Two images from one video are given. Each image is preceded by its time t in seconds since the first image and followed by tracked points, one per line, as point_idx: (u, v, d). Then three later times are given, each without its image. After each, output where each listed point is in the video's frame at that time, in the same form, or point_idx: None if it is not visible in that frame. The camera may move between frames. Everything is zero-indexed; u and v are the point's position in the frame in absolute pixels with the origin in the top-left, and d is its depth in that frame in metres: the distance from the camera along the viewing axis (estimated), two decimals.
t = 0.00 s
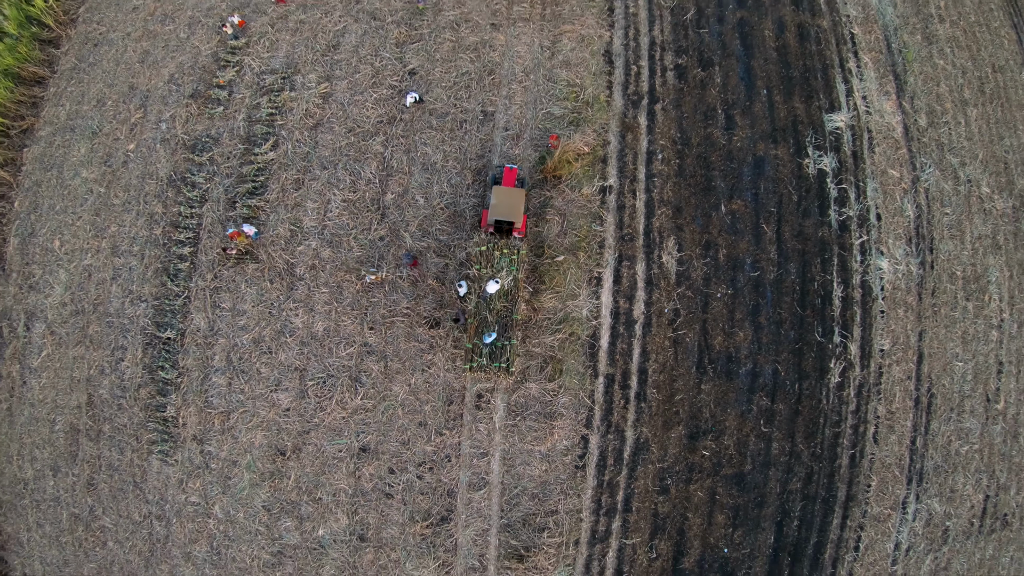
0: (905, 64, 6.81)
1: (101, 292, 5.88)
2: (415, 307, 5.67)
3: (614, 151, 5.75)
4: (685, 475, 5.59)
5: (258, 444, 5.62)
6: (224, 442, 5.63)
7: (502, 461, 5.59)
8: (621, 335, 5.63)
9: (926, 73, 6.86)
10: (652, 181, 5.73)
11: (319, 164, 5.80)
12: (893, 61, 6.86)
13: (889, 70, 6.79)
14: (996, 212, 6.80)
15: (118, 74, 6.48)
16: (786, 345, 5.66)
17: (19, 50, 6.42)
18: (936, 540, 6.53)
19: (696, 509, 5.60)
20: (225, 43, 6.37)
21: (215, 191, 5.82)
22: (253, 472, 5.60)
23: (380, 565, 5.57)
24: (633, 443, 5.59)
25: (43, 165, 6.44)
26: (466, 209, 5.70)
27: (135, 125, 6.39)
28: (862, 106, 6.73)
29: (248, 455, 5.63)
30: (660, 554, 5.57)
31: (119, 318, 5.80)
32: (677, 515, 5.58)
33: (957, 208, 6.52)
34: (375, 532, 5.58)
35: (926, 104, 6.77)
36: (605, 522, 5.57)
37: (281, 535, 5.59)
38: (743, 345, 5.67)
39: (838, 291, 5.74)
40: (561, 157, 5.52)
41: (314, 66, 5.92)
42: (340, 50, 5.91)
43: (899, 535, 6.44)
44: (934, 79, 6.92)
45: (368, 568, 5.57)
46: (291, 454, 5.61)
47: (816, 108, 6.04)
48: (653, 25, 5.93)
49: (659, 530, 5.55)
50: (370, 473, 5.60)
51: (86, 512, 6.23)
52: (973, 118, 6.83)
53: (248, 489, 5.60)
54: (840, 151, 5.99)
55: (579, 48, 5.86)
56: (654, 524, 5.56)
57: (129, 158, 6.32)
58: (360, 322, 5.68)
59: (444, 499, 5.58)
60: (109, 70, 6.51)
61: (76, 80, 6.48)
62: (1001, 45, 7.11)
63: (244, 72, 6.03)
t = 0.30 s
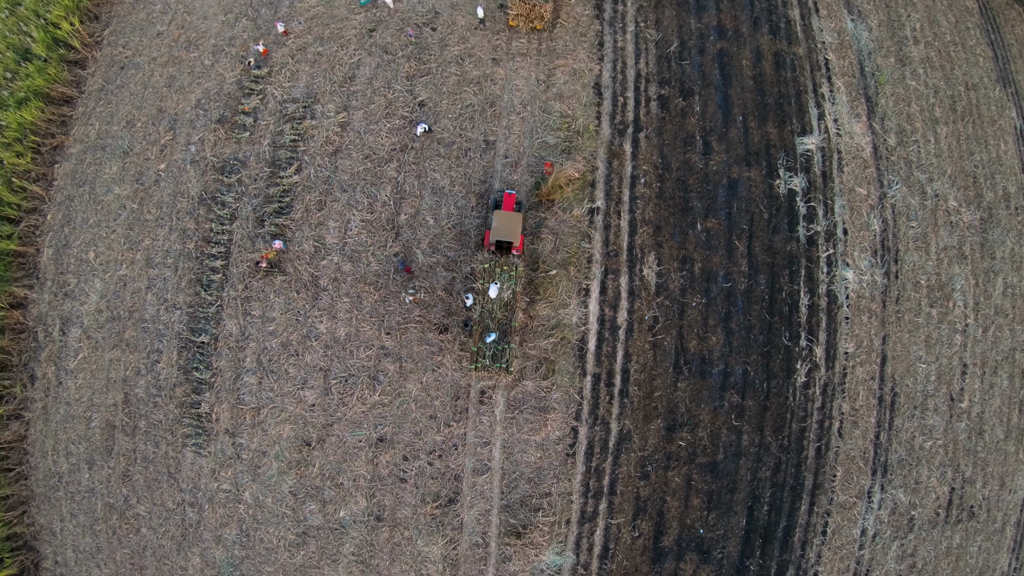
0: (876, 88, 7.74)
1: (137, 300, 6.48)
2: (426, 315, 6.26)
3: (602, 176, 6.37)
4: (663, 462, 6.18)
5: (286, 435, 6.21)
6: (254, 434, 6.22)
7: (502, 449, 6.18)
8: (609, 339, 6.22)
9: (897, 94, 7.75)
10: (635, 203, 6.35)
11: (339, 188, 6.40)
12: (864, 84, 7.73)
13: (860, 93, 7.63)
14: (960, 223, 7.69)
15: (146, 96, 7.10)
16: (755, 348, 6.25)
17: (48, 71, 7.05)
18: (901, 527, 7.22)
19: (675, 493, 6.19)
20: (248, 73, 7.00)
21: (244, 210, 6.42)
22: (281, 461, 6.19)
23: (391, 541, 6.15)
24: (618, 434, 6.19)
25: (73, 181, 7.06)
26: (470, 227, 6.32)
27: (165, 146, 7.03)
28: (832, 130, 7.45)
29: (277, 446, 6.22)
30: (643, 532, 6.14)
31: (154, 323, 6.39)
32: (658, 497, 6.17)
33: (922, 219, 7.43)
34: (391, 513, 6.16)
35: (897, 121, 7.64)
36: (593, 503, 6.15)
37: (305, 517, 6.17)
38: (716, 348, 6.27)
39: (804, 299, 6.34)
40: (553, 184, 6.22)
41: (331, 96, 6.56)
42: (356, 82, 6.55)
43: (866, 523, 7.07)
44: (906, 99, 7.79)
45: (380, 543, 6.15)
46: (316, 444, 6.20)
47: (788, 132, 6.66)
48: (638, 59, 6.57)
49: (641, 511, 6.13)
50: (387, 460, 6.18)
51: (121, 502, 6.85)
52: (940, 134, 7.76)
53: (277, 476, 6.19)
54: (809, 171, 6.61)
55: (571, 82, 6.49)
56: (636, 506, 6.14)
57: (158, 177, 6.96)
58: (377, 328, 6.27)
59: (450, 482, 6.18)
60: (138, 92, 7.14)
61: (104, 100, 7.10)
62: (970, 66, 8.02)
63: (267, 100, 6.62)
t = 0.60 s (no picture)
0: (850, 111, 9.17)
1: (169, 306, 7.16)
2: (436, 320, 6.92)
3: (592, 196, 7.10)
4: (646, 451, 6.83)
5: (310, 428, 6.84)
6: (281, 427, 6.86)
7: (502, 439, 6.80)
8: (598, 341, 6.89)
9: (870, 115, 9.33)
10: (622, 220, 7.06)
11: (357, 206, 7.09)
12: (841, 107, 9.19)
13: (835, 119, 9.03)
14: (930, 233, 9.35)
15: (171, 116, 7.85)
16: (730, 350, 6.95)
17: (76, 92, 7.74)
18: (870, 514, 7.72)
19: (657, 479, 6.87)
20: (270, 97, 7.68)
21: (270, 225, 7.10)
22: (306, 451, 6.83)
23: (401, 522, 6.79)
24: (605, 427, 6.84)
25: (103, 195, 7.72)
26: (475, 242, 7.02)
27: (193, 165, 7.69)
28: (807, 149, 7.78)
29: (302, 437, 6.86)
30: (627, 514, 6.82)
31: (187, 327, 7.05)
32: (642, 482, 6.83)
33: (896, 230, 8.41)
34: (404, 496, 6.79)
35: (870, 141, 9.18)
36: (584, 488, 6.80)
37: (325, 502, 6.80)
38: (694, 349, 6.98)
39: (775, 306, 7.09)
40: (549, 205, 6.88)
41: (349, 121, 7.27)
42: (371, 109, 7.28)
43: (834, 512, 7.56)
44: (876, 120, 9.39)
45: (389, 524, 6.78)
46: (338, 435, 6.83)
47: (764, 152, 7.51)
48: (626, 87, 7.34)
49: (627, 495, 6.80)
50: (400, 450, 6.81)
51: (153, 491, 7.49)
52: (913, 150, 9.54)
53: (301, 464, 6.83)
54: (783, 189, 7.43)
55: (564, 110, 7.24)
56: (622, 490, 6.81)
57: (184, 193, 7.60)
58: (392, 332, 6.94)
59: (458, 468, 6.81)
60: (164, 113, 7.92)
61: (132, 119, 7.84)
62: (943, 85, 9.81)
63: (289, 124, 7.35)
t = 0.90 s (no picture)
0: (824, 127, 9.98)
1: (196, 311, 8.07)
2: (440, 324, 7.71)
3: (581, 212, 7.91)
4: (628, 440, 7.66)
5: (328, 419, 7.69)
6: (301, 419, 7.71)
7: (500, 430, 7.61)
8: (587, 342, 7.70)
9: (843, 131, 10.08)
10: (608, 234, 7.89)
11: (370, 221, 7.91)
12: (816, 124, 9.95)
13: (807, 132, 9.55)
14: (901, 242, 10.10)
15: (194, 134, 9.63)
16: (706, 350, 7.79)
17: (104, 111, 9.71)
18: (839, 503, 8.33)
19: (639, 466, 7.69)
20: (287, 118, 8.37)
21: (291, 238, 7.94)
22: (324, 441, 7.67)
23: (409, 505, 7.58)
24: (593, 419, 7.66)
25: (132, 209, 9.58)
26: (476, 253, 7.82)
27: (217, 181, 8.28)
28: (780, 166, 8.45)
29: (321, 428, 7.70)
30: (612, 498, 7.60)
31: (213, 330, 7.95)
32: (626, 469, 7.64)
33: (865, 239, 9.59)
34: (412, 481, 7.60)
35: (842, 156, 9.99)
36: (573, 473, 7.60)
37: (341, 487, 7.63)
38: (672, 350, 7.82)
39: (748, 311, 7.91)
40: (541, 222, 7.73)
41: (364, 142, 8.11)
42: (382, 132, 8.10)
43: (804, 500, 8.19)
44: (850, 136, 10.14)
45: (398, 507, 7.58)
46: (354, 426, 7.66)
47: (741, 170, 8.28)
48: (614, 112, 8.17)
49: (612, 480, 7.59)
50: (409, 439, 7.64)
51: (180, 480, 7.94)
52: (883, 164, 10.26)
53: (320, 453, 7.68)
54: (757, 205, 8.20)
55: (557, 135, 8.07)
56: (607, 476, 7.60)
57: (207, 205, 8.14)
58: (402, 334, 7.74)
59: (461, 455, 7.61)
60: (189, 132, 9.68)
61: (157, 135, 9.72)
62: (919, 99, 10.68)
63: (307, 145, 8.16)
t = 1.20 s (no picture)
0: (800, 143, 10.68)
1: (219, 316, 8.76)
2: (444, 327, 8.42)
3: (572, 226, 8.67)
4: (615, 433, 8.39)
5: (342, 414, 8.40)
6: (318, 414, 8.41)
7: (499, 424, 8.30)
8: (578, 343, 8.45)
9: (819, 147, 10.80)
10: (597, 245, 8.65)
11: (380, 234, 8.65)
12: (794, 140, 10.64)
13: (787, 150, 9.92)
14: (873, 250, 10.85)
15: (214, 150, 10.32)
16: (686, 351, 8.56)
17: (128, 127, 10.46)
18: (813, 492, 9.02)
19: (625, 456, 8.43)
20: (302, 138, 9.09)
21: (308, 249, 8.66)
22: (339, 433, 8.39)
23: (415, 491, 8.30)
24: (582, 413, 8.40)
25: (156, 220, 10.28)
26: (477, 262, 8.56)
27: (237, 196, 8.96)
28: (757, 182, 9.22)
29: (336, 423, 8.41)
30: (600, 485, 8.35)
31: (236, 333, 8.66)
32: (614, 459, 8.38)
33: (838, 249, 9.57)
34: (419, 469, 8.32)
35: (818, 170, 10.55)
36: (565, 463, 8.33)
37: (354, 475, 8.36)
38: (655, 350, 8.58)
39: (726, 315, 8.71)
40: (536, 235, 8.48)
41: (374, 160, 8.84)
42: (391, 152, 8.85)
43: (781, 491, 8.84)
44: (827, 151, 10.88)
45: (405, 494, 8.31)
46: (366, 420, 8.38)
47: (720, 186, 9.07)
48: (603, 133, 8.95)
49: (600, 469, 8.34)
50: (416, 432, 8.34)
51: (203, 471, 8.63)
52: (857, 177, 10.97)
53: (335, 445, 8.39)
54: (734, 217, 8.99)
55: (550, 155, 8.84)
56: (596, 465, 8.35)
57: (229, 218, 8.86)
58: (410, 336, 8.45)
59: (463, 446, 8.33)
60: (211, 149, 10.40)
61: (178, 151, 10.44)
62: (896, 113, 11.49)
63: (321, 163, 8.89)
